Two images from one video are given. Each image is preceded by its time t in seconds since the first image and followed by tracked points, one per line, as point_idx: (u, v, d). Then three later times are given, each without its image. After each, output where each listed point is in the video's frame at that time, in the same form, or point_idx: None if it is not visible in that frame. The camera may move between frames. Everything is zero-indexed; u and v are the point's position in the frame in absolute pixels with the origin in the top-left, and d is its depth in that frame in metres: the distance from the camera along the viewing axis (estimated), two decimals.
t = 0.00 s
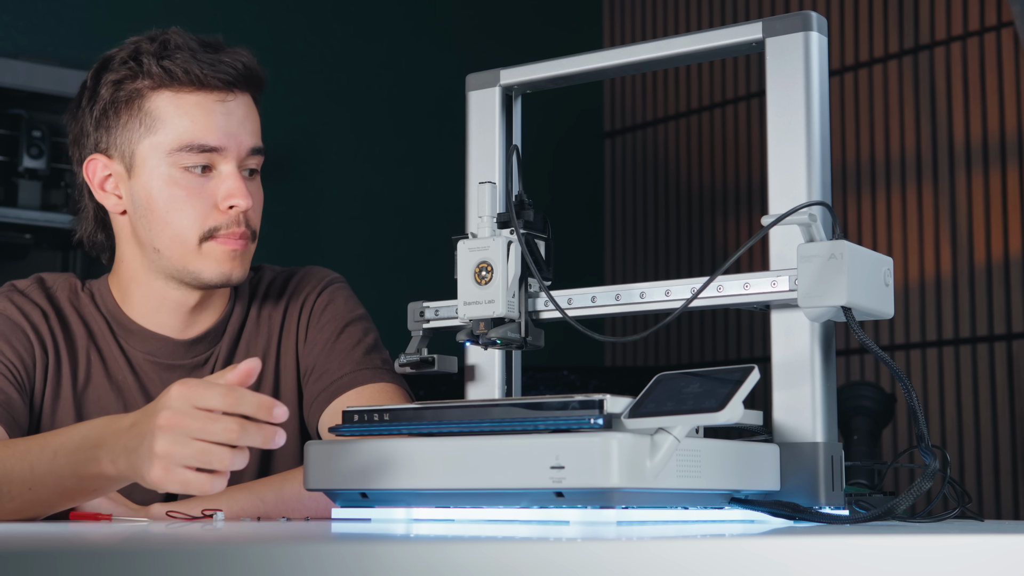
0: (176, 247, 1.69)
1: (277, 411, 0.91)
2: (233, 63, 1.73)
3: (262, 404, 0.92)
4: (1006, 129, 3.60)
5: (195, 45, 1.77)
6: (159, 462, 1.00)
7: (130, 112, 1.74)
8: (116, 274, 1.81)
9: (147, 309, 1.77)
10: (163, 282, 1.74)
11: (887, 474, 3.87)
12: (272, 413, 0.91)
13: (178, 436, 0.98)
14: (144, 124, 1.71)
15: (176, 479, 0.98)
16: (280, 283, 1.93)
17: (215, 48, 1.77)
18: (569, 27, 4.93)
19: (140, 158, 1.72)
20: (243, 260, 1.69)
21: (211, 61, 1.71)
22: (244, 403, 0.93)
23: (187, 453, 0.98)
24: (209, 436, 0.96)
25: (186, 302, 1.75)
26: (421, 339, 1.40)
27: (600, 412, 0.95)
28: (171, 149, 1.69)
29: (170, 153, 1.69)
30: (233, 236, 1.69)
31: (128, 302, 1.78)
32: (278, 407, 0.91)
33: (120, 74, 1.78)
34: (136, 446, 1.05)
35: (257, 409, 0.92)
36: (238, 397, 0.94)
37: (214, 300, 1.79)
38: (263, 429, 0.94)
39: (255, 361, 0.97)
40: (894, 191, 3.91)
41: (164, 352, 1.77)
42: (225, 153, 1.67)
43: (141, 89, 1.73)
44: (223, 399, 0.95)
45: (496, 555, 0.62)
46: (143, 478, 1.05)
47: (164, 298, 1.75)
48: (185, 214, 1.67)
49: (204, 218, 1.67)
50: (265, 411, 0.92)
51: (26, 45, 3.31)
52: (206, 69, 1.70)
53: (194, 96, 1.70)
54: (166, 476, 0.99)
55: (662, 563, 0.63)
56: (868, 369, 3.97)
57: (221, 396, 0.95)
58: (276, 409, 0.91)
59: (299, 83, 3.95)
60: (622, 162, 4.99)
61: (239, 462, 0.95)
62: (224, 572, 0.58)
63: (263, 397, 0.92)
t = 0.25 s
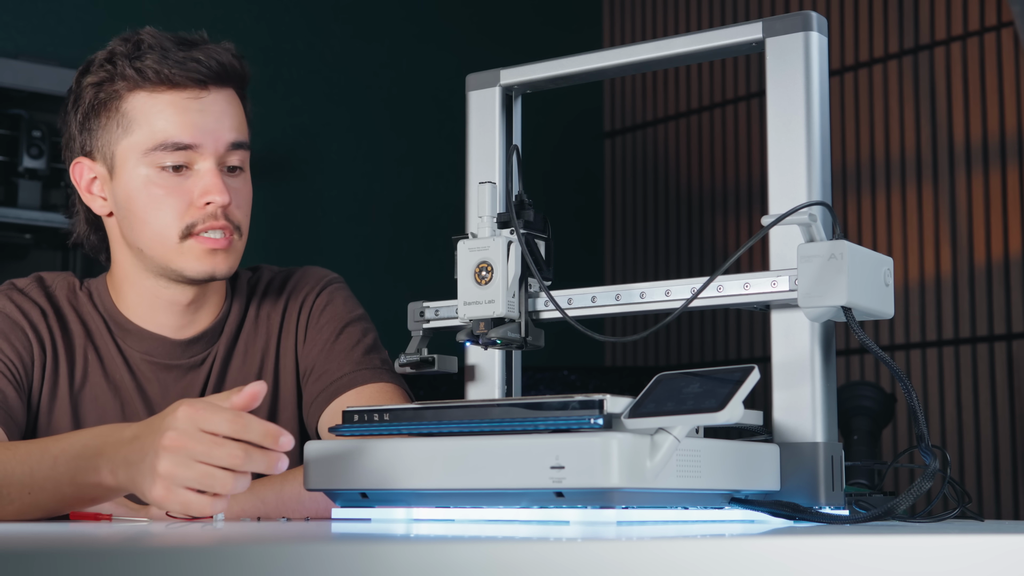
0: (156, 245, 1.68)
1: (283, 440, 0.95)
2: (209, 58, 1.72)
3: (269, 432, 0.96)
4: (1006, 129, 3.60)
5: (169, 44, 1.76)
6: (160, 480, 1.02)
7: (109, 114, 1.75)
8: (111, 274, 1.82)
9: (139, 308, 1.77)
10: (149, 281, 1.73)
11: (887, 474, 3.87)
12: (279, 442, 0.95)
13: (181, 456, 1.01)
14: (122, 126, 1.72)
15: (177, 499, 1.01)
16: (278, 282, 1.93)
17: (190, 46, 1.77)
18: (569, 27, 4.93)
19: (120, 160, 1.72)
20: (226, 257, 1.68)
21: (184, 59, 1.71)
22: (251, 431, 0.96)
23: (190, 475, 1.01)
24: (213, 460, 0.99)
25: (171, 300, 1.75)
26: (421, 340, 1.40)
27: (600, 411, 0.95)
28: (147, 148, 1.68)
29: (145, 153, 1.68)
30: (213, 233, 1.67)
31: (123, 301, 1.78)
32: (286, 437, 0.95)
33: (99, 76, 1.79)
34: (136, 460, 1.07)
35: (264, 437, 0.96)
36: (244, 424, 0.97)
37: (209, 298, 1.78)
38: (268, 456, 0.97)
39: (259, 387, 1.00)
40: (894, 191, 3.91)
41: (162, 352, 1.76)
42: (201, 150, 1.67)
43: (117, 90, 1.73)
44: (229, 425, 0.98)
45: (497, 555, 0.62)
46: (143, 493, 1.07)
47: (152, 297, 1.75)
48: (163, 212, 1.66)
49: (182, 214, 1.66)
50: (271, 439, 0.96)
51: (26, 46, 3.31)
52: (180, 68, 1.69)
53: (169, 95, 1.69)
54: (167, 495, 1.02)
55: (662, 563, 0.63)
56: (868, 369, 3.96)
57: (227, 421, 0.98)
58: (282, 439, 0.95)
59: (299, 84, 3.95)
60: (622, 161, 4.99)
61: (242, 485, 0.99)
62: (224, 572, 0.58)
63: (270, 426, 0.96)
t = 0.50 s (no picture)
0: (133, 217, 1.69)
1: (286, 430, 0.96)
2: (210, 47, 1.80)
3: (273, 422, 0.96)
4: (1006, 129, 3.60)
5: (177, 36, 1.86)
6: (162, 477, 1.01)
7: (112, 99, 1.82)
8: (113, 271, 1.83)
9: (129, 296, 1.77)
10: (135, 268, 1.73)
11: (887, 474, 3.88)
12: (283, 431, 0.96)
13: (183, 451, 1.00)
14: (119, 105, 1.78)
15: (181, 494, 1.01)
16: (279, 282, 1.94)
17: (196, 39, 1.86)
18: (569, 27, 4.93)
19: (114, 140, 1.77)
20: (199, 232, 1.67)
21: (186, 42, 1.80)
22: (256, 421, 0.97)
23: (194, 469, 1.00)
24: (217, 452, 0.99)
25: (153, 285, 1.74)
26: (421, 339, 1.40)
27: (600, 412, 0.95)
28: (136, 123, 1.73)
29: (135, 127, 1.72)
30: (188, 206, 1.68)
31: (120, 295, 1.78)
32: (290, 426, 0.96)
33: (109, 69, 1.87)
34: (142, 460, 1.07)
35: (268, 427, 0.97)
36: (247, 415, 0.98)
37: (206, 296, 1.79)
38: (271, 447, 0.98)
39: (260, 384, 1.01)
40: (894, 191, 3.91)
41: (162, 349, 1.76)
42: (187, 125, 1.71)
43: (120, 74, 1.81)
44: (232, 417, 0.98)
45: (497, 556, 0.62)
46: (147, 491, 1.07)
47: (139, 284, 1.75)
48: (143, 183, 1.69)
49: (159, 185, 1.68)
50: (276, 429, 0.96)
51: (26, 46, 3.31)
52: (180, 49, 1.79)
53: (166, 75, 1.77)
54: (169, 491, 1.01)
55: (662, 563, 0.63)
56: (867, 369, 3.97)
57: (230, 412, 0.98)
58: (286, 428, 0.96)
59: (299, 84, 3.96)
60: (622, 161, 4.99)
61: (246, 477, 0.99)
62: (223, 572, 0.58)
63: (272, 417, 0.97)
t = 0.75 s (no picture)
0: (147, 212, 1.69)
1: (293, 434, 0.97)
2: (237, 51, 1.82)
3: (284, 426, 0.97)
4: (1006, 129, 3.60)
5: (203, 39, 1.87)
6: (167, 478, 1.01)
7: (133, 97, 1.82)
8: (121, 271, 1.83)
9: (139, 292, 1.76)
10: (147, 265, 1.73)
11: (887, 474, 3.88)
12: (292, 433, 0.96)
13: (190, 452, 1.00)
14: (140, 103, 1.79)
15: (186, 494, 1.00)
16: (280, 283, 1.94)
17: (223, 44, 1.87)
18: (569, 28, 4.94)
19: (132, 137, 1.77)
20: (212, 229, 1.66)
21: (212, 44, 1.82)
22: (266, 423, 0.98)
23: (200, 470, 1.00)
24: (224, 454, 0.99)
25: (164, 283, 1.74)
26: (421, 339, 1.40)
27: (600, 411, 0.95)
28: (155, 121, 1.74)
29: (155, 124, 1.73)
30: (203, 204, 1.68)
31: (126, 294, 1.78)
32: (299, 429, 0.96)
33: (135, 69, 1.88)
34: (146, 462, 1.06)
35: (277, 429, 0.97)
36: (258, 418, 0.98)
37: (212, 300, 1.79)
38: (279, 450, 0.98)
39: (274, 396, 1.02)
40: (894, 191, 3.91)
41: (166, 350, 1.76)
42: (206, 127, 1.72)
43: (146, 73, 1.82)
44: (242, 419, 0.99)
45: (497, 555, 0.62)
46: (152, 493, 1.06)
47: (150, 282, 1.75)
48: (158, 180, 1.68)
49: (175, 182, 1.68)
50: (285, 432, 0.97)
51: (26, 45, 3.31)
52: (205, 51, 1.80)
53: (190, 75, 1.78)
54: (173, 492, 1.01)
55: (662, 563, 0.63)
56: (867, 369, 3.97)
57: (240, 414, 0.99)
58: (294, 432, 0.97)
59: (299, 83, 3.95)
60: (623, 161, 4.99)
61: (252, 479, 0.98)
62: (224, 572, 0.58)
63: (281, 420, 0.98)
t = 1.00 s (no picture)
0: (153, 220, 1.70)
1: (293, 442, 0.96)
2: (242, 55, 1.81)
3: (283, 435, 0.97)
4: (1006, 129, 3.59)
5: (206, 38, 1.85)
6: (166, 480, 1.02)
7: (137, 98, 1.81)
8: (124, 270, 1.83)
9: (141, 296, 1.77)
10: (152, 269, 1.74)
11: (887, 474, 3.88)
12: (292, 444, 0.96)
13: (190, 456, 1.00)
14: (144, 105, 1.78)
15: (186, 499, 1.01)
16: (283, 282, 1.94)
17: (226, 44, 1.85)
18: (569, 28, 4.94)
19: (136, 139, 1.77)
20: (218, 241, 1.68)
21: (216, 48, 1.80)
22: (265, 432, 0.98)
23: (200, 475, 1.00)
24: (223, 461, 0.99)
25: (171, 288, 1.74)
26: (421, 339, 1.40)
27: (600, 411, 0.95)
28: (160, 126, 1.73)
29: (160, 130, 1.72)
30: (209, 215, 1.69)
31: (130, 294, 1.79)
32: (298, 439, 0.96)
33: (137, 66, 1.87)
34: (145, 464, 1.07)
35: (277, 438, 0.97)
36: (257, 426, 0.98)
37: (218, 298, 1.79)
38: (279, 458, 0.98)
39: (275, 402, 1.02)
40: (894, 191, 3.91)
41: (170, 350, 1.76)
42: (212, 134, 1.71)
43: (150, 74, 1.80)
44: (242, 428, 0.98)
45: (497, 555, 0.62)
46: (150, 495, 1.07)
47: (155, 283, 1.75)
48: (164, 188, 1.69)
49: (182, 192, 1.69)
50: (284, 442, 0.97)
51: (26, 46, 3.31)
52: (210, 55, 1.79)
53: (195, 80, 1.77)
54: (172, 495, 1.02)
55: (662, 563, 0.63)
56: (867, 369, 3.97)
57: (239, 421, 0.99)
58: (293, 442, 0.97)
59: (299, 83, 3.95)
60: (623, 161, 4.99)
61: (252, 486, 0.98)
62: (224, 572, 0.58)
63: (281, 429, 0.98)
